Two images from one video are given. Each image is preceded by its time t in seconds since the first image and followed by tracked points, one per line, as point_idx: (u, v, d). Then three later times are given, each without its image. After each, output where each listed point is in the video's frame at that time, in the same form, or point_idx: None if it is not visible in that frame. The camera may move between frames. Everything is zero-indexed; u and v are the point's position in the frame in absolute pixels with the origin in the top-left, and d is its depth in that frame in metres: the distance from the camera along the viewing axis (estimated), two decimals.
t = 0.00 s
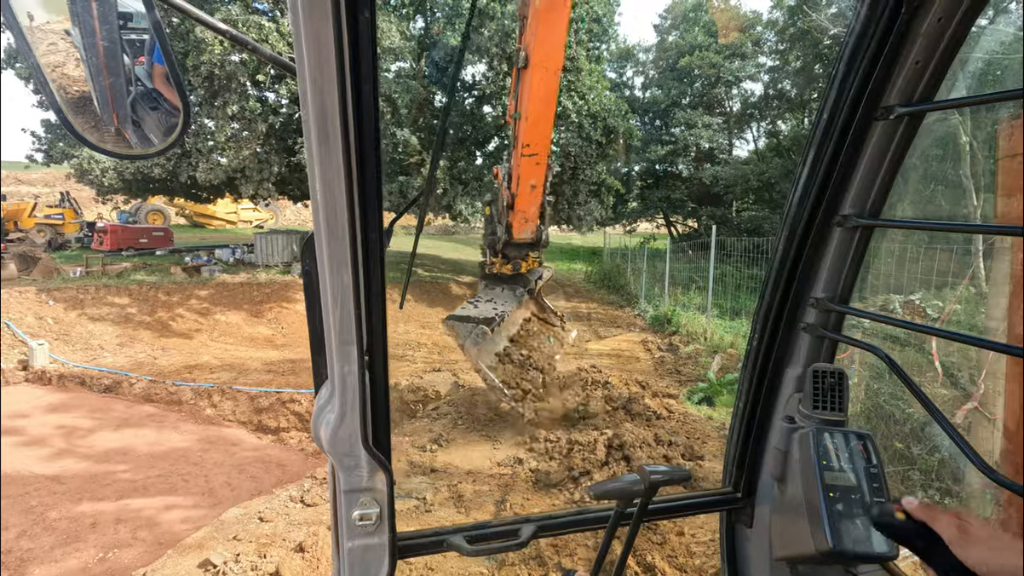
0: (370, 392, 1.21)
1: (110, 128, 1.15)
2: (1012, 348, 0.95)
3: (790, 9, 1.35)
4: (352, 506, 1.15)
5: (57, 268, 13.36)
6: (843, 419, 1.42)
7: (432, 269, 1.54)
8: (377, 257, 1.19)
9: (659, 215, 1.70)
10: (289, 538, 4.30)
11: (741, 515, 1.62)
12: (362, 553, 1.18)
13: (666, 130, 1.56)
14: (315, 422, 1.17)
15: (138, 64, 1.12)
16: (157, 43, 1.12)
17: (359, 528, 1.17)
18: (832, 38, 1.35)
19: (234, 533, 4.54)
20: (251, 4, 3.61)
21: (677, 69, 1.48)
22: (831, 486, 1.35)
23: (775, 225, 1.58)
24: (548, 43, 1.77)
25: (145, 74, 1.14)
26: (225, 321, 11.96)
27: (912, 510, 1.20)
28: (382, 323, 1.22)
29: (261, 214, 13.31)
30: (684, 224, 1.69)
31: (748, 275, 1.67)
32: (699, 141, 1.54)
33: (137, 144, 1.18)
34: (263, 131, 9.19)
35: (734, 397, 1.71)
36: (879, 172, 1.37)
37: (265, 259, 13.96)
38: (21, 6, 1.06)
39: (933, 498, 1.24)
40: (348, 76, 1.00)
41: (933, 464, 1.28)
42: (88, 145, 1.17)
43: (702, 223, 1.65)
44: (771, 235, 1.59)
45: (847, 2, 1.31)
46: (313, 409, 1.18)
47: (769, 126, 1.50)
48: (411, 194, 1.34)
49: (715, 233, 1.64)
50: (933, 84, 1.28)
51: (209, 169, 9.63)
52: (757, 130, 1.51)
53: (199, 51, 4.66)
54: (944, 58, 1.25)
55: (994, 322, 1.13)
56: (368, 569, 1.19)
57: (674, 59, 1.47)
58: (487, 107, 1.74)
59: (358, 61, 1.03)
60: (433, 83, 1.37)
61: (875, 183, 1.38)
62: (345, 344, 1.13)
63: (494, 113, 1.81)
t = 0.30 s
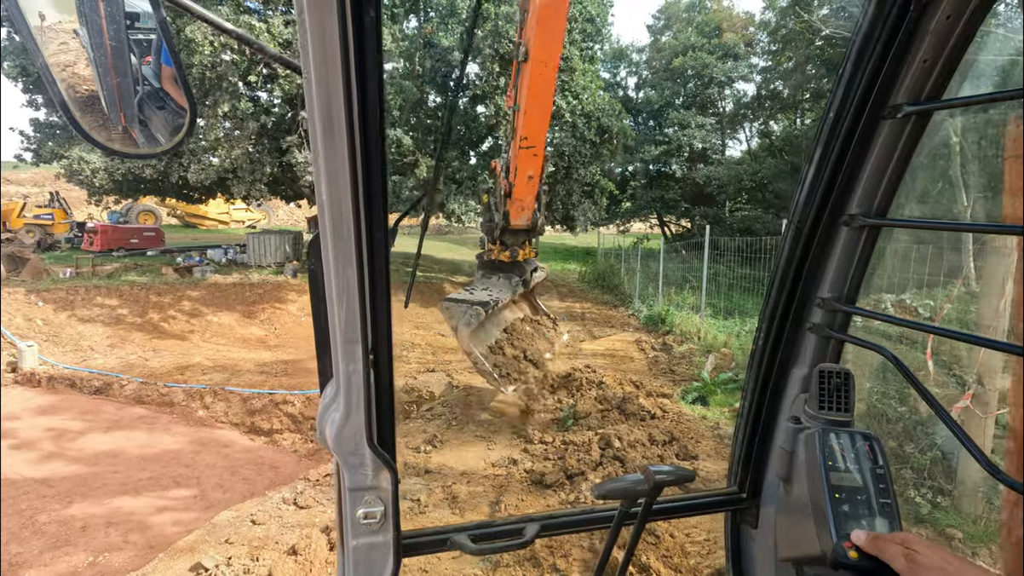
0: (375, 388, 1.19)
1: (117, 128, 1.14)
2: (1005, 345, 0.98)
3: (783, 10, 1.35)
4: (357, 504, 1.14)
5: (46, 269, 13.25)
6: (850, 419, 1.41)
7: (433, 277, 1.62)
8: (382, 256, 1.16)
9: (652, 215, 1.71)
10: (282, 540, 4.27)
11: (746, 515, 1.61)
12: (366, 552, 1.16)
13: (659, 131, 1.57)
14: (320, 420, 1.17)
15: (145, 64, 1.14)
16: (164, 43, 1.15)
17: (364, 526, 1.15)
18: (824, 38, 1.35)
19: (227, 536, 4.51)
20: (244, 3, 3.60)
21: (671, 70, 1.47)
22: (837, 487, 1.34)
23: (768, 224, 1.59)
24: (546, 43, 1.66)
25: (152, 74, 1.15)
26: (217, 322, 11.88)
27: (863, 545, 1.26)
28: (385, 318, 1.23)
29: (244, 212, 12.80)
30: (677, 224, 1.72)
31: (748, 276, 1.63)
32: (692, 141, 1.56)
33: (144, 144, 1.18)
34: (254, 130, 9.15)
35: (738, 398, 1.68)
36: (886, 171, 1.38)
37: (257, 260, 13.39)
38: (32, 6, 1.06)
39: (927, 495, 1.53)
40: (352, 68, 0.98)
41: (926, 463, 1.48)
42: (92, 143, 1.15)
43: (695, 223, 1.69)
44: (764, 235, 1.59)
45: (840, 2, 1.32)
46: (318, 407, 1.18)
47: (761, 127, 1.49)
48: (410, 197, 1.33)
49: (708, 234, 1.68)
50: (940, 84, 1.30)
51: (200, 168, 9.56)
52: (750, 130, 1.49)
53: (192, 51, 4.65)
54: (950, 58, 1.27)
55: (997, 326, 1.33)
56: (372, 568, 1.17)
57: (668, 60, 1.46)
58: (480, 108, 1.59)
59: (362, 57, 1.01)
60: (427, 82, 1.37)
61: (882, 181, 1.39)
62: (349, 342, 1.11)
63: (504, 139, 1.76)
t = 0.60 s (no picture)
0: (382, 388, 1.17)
1: (128, 128, 1.16)
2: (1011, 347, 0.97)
3: (774, 11, 1.35)
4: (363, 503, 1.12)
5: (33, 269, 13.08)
6: (858, 421, 1.40)
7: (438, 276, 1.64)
8: (390, 257, 1.16)
9: (644, 215, 1.84)
10: (273, 544, 4.23)
11: (754, 516, 1.59)
12: (372, 551, 1.14)
13: (651, 131, 1.62)
14: (326, 419, 1.14)
15: (155, 64, 1.15)
16: (173, 42, 1.15)
17: (370, 525, 1.14)
18: (812, 41, 1.37)
19: (216, 541, 4.45)
20: None
21: (663, 70, 1.47)
22: (846, 488, 1.35)
23: (759, 223, 1.65)
24: (548, 42, 1.69)
25: (161, 74, 1.17)
26: (207, 323, 11.78)
27: (859, 541, 1.27)
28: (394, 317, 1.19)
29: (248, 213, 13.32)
30: (670, 225, 1.82)
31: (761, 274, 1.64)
32: (684, 141, 1.58)
33: (153, 144, 1.21)
34: (244, 129, 9.07)
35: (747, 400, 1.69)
36: (895, 172, 1.38)
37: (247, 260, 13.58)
38: (48, 7, 1.07)
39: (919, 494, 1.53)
40: (362, 70, 0.97)
41: (918, 461, 1.50)
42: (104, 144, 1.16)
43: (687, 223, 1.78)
44: (754, 234, 1.68)
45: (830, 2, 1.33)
46: (324, 407, 1.14)
47: (752, 127, 1.49)
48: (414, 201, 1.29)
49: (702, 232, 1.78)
50: (949, 85, 1.28)
51: (189, 168, 9.46)
52: (741, 130, 1.50)
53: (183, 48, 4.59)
54: (959, 59, 1.26)
55: (993, 324, 1.42)
56: (378, 567, 1.15)
57: (660, 60, 1.45)
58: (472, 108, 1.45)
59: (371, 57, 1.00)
60: (417, 80, 1.22)
61: (890, 181, 1.39)
62: (356, 342, 1.10)
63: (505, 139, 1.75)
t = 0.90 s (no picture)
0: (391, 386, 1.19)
1: (140, 126, 1.15)
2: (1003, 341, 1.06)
3: (764, 12, 1.35)
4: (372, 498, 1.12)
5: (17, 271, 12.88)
6: (870, 421, 1.42)
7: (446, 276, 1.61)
8: (397, 258, 1.16)
9: (635, 215, 1.81)
10: (264, 549, 4.20)
11: (763, 515, 1.60)
12: (381, 546, 1.15)
13: (642, 130, 1.70)
14: (336, 415, 1.16)
15: (166, 63, 1.12)
16: (185, 41, 1.12)
17: (379, 520, 1.14)
18: (803, 41, 1.37)
19: (206, 546, 4.40)
20: None
21: (653, 70, 1.54)
22: (856, 488, 1.36)
23: (749, 223, 1.68)
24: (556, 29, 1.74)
25: (173, 73, 1.13)
26: (197, 325, 11.68)
27: (877, 534, 1.29)
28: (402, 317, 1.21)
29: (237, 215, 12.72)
30: (662, 224, 1.79)
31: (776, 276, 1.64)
32: (675, 142, 1.65)
33: (165, 141, 1.19)
34: (233, 128, 8.99)
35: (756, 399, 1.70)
36: (909, 170, 1.38)
37: (239, 262, 12.96)
38: (68, 5, 1.06)
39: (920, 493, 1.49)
40: (370, 71, 0.96)
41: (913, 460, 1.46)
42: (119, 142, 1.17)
43: (679, 222, 1.75)
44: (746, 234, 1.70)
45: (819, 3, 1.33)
46: (334, 402, 1.17)
47: (743, 127, 1.54)
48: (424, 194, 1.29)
49: (694, 232, 1.75)
50: (966, 79, 1.28)
51: (177, 167, 9.35)
52: (732, 130, 1.55)
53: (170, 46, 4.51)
54: (975, 56, 1.26)
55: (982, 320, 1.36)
56: (386, 567, 1.15)
57: (650, 60, 1.53)
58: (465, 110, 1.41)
59: (379, 51, 0.98)
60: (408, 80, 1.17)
61: (904, 177, 1.39)
62: (365, 338, 1.09)
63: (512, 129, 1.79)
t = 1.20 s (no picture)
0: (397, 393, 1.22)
1: (154, 134, 1.25)
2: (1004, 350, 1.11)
3: (754, 12, 1.33)
4: (377, 508, 1.11)
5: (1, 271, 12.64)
6: (880, 432, 1.41)
7: (455, 283, 1.57)
8: (405, 258, 1.21)
9: (628, 214, 1.64)
10: (251, 560, 4.12)
11: (771, 528, 1.60)
12: (386, 555, 1.13)
13: (635, 131, 1.51)
14: (341, 423, 1.13)
15: (179, 72, 1.21)
16: (196, 51, 1.21)
17: (384, 529, 1.12)
18: (796, 40, 1.36)
19: (191, 557, 4.30)
20: None
21: (646, 71, 1.41)
22: (867, 501, 1.34)
23: (741, 224, 1.57)
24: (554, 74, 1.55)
25: (186, 82, 1.23)
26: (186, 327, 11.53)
27: (894, 545, 1.28)
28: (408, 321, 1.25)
29: (224, 215, 10.54)
30: (654, 223, 1.64)
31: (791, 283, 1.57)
32: (668, 142, 1.51)
33: (176, 148, 1.30)
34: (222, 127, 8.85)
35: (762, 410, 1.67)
36: (920, 173, 1.38)
37: (228, 262, 11.37)
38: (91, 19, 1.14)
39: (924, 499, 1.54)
40: (376, 66, 0.98)
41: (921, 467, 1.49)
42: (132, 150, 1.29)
43: (670, 221, 1.61)
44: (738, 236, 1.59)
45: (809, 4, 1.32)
46: (339, 412, 1.14)
47: (734, 127, 1.47)
48: (437, 201, 1.32)
49: (686, 231, 1.62)
50: (974, 89, 1.31)
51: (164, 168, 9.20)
52: (723, 130, 1.48)
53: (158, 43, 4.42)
54: (983, 66, 1.29)
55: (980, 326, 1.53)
56: (393, 569, 1.14)
57: (642, 61, 1.40)
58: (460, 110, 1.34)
59: (390, 62, 1.07)
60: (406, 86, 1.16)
61: (914, 186, 1.39)
62: (371, 344, 1.08)
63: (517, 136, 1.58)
